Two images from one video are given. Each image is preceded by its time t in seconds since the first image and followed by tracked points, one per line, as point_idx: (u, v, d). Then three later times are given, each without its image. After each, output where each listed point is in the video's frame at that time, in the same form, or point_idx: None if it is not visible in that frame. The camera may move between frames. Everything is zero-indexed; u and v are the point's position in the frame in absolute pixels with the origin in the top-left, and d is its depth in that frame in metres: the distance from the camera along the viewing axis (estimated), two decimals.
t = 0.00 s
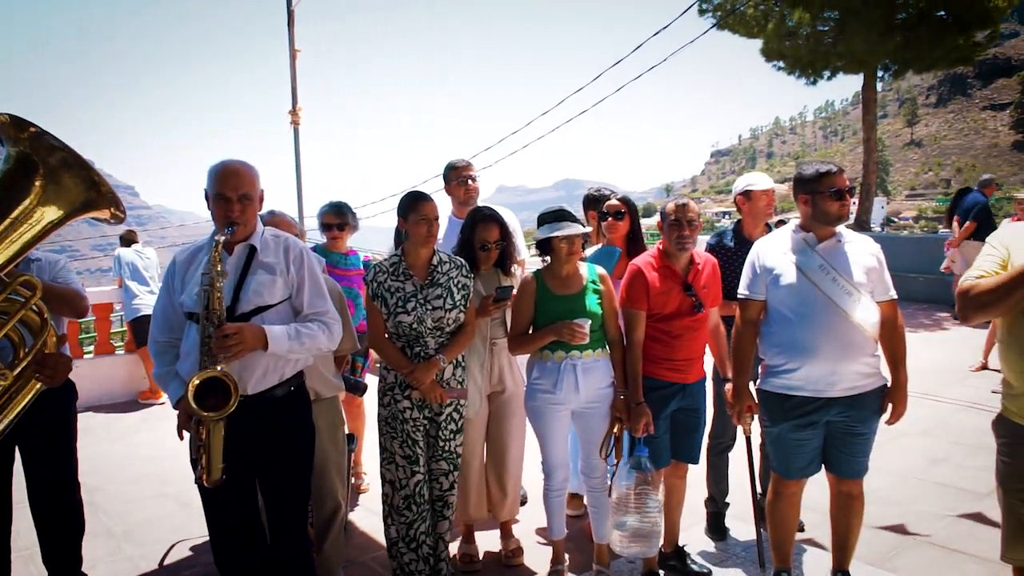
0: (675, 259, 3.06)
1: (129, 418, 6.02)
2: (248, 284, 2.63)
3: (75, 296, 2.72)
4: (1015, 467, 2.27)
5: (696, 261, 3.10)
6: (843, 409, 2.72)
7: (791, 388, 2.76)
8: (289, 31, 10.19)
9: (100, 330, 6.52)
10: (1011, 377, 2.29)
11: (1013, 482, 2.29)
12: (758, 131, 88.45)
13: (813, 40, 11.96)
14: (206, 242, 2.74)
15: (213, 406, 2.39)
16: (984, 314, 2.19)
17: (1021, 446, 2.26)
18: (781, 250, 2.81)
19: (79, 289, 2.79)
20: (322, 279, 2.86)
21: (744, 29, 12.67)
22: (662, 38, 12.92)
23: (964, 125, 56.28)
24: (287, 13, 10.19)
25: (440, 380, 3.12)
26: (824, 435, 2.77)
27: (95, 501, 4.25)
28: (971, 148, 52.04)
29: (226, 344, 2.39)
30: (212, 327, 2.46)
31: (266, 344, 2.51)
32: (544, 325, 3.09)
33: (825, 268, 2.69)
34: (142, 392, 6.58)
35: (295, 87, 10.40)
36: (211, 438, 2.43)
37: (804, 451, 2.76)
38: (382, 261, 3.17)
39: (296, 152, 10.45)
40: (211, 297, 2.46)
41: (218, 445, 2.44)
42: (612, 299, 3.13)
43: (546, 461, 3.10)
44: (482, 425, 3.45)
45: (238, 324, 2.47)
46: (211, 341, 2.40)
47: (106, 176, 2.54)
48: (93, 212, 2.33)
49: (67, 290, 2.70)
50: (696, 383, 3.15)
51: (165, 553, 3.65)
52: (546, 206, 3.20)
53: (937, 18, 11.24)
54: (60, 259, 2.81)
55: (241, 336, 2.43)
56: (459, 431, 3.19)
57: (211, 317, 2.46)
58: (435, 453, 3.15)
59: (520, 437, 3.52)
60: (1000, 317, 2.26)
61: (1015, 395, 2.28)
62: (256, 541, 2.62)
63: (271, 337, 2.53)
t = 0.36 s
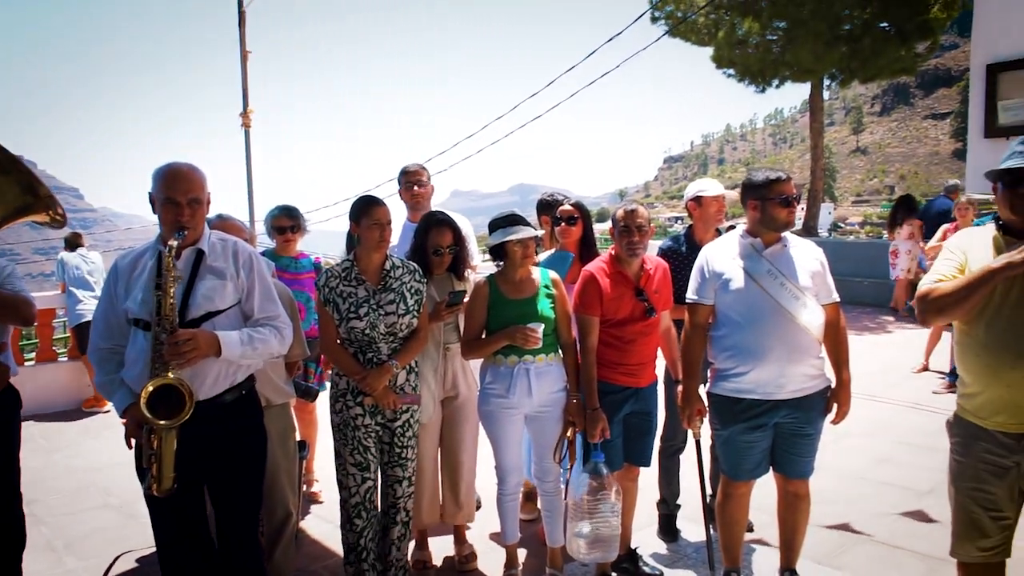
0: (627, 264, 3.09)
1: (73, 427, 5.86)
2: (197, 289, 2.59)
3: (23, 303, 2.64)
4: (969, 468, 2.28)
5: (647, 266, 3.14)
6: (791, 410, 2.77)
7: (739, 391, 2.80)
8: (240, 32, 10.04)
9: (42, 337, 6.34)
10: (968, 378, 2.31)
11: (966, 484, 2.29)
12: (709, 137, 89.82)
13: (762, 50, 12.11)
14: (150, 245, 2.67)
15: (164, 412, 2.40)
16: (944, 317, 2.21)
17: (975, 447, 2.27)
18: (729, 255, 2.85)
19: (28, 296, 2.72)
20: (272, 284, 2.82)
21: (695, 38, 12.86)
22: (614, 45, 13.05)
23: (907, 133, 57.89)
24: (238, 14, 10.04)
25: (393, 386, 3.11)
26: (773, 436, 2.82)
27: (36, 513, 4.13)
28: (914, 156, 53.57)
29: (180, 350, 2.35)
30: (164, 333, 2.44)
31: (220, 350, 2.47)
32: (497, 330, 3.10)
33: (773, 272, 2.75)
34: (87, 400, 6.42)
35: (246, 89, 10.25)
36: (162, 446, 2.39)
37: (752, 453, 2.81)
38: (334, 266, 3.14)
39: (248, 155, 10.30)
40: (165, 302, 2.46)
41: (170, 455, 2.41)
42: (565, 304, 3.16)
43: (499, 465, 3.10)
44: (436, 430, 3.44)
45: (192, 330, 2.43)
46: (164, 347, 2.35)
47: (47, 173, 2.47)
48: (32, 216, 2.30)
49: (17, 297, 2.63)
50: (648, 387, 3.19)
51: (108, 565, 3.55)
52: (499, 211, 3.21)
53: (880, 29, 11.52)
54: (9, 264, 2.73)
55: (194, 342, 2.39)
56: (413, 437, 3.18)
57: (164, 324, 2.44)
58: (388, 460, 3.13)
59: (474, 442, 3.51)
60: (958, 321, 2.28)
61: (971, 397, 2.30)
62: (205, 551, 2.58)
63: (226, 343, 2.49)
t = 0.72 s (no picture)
0: (569, 275, 3.11)
1: None
2: (142, 298, 2.52)
3: None
4: (912, 474, 2.31)
5: (588, 277, 3.17)
6: (729, 417, 2.83)
7: (680, 399, 2.84)
8: (179, 38, 9.86)
9: None
10: (912, 386, 2.31)
11: (909, 489, 2.32)
12: (653, 149, 91.19)
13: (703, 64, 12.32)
14: (86, 253, 2.59)
15: (126, 424, 2.32)
16: (887, 326, 2.24)
17: (917, 453, 2.29)
18: (667, 266, 2.90)
19: None
20: (214, 294, 2.80)
21: (638, 51, 13.07)
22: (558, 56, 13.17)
23: (843, 147, 59.63)
24: (177, 21, 9.86)
25: (335, 398, 3.08)
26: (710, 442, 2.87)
27: None
28: (849, 168, 55.23)
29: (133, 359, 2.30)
30: (117, 342, 2.37)
31: (170, 361, 2.45)
32: (439, 340, 3.09)
33: (710, 282, 2.80)
34: (14, 416, 6.18)
35: (185, 97, 10.05)
36: (111, 460, 2.32)
37: (690, 460, 2.85)
38: (274, 277, 3.10)
39: (187, 164, 10.10)
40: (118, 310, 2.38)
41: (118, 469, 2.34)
42: (506, 314, 3.16)
43: (442, 476, 3.09)
44: (378, 442, 3.41)
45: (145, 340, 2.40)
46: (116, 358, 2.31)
47: None
48: None
49: None
50: (589, 396, 3.22)
51: None
52: (440, 222, 3.21)
53: (816, 46, 11.85)
54: None
55: (149, 352, 2.36)
56: (356, 449, 3.16)
57: (118, 333, 2.37)
58: (331, 472, 3.10)
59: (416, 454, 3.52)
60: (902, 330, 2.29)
61: (915, 404, 2.30)
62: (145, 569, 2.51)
63: (175, 354, 2.47)
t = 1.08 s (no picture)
0: (494, 281, 3.13)
1: None
2: (74, 303, 2.40)
3: None
4: (821, 471, 2.40)
5: (514, 282, 3.19)
6: (651, 419, 2.88)
7: (602, 403, 2.87)
8: (93, 37, 9.50)
9: None
10: (824, 387, 2.39)
11: (818, 486, 2.41)
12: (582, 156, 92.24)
13: (628, 73, 12.52)
14: (10, 255, 2.46)
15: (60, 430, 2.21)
16: (801, 329, 2.30)
17: (827, 452, 2.38)
18: (589, 272, 2.93)
19: None
20: (146, 299, 2.69)
21: (565, 59, 13.17)
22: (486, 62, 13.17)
23: (764, 155, 61.46)
24: (90, 19, 9.49)
25: (256, 407, 3.01)
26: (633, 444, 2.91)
27: None
28: (770, 176, 56.95)
29: (68, 360, 2.24)
30: (49, 346, 2.25)
31: (104, 366, 2.36)
32: (363, 346, 3.05)
33: (631, 287, 2.85)
34: None
35: (98, 97, 9.67)
36: (42, 470, 2.22)
37: (613, 463, 2.89)
38: (192, 283, 3.00)
39: (100, 167, 9.72)
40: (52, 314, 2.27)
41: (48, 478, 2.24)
42: (430, 319, 3.16)
43: (366, 485, 3.06)
44: (301, 450, 3.35)
45: (80, 343, 2.32)
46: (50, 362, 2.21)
47: None
48: None
49: None
50: (514, 401, 3.23)
51: None
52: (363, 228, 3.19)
53: (736, 57, 12.18)
54: None
55: (85, 354, 2.29)
56: (278, 459, 3.10)
57: (51, 336, 2.25)
58: (251, 483, 3.03)
59: (341, 461, 3.47)
60: (815, 333, 2.37)
61: (825, 404, 2.39)
62: None
63: (110, 358, 2.38)
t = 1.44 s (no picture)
0: (430, 285, 3.12)
1: None
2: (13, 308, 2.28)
3: None
4: (740, 468, 2.47)
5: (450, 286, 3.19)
6: (586, 422, 2.92)
7: (536, 406, 2.89)
8: (16, 34, 9.15)
9: None
10: (740, 387, 2.47)
11: (738, 483, 2.48)
12: (524, 160, 92.60)
13: (568, 78, 12.61)
14: None
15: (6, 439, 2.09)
16: (716, 330, 2.36)
17: (745, 449, 2.46)
18: (524, 276, 2.95)
19: None
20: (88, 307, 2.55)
21: (505, 63, 13.18)
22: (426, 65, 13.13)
23: (702, 160, 62.63)
24: (12, 16, 9.14)
25: (187, 416, 2.96)
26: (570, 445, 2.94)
27: None
28: (708, 180, 58.04)
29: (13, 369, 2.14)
30: None
31: (47, 371, 2.24)
32: (297, 352, 3.02)
33: (565, 291, 2.88)
34: None
35: (21, 97, 9.32)
36: None
37: (550, 466, 2.92)
38: (120, 289, 2.92)
39: (24, 170, 9.36)
40: None
41: None
42: (366, 324, 3.14)
43: (301, 493, 3.03)
44: (235, 458, 3.29)
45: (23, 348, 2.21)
46: None
47: None
48: None
49: None
50: (451, 406, 3.24)
51: None
52: (297, 233, 3.16)
53: (673, 63, 12.40)
54: None
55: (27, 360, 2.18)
56: (209, 468, 3.04)
57: None
58: (181, 494, 2.98)
59: (276, 467, 3.41)
60: (733, 335, 2.43)
61: (742, 403, 2.46)
62: None
63: (52, 363, 2.26)
